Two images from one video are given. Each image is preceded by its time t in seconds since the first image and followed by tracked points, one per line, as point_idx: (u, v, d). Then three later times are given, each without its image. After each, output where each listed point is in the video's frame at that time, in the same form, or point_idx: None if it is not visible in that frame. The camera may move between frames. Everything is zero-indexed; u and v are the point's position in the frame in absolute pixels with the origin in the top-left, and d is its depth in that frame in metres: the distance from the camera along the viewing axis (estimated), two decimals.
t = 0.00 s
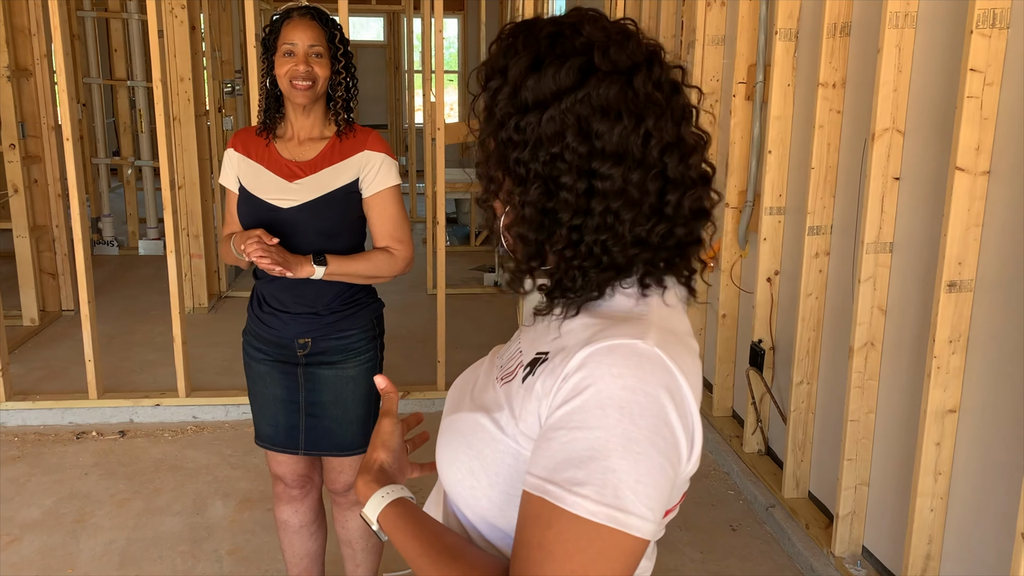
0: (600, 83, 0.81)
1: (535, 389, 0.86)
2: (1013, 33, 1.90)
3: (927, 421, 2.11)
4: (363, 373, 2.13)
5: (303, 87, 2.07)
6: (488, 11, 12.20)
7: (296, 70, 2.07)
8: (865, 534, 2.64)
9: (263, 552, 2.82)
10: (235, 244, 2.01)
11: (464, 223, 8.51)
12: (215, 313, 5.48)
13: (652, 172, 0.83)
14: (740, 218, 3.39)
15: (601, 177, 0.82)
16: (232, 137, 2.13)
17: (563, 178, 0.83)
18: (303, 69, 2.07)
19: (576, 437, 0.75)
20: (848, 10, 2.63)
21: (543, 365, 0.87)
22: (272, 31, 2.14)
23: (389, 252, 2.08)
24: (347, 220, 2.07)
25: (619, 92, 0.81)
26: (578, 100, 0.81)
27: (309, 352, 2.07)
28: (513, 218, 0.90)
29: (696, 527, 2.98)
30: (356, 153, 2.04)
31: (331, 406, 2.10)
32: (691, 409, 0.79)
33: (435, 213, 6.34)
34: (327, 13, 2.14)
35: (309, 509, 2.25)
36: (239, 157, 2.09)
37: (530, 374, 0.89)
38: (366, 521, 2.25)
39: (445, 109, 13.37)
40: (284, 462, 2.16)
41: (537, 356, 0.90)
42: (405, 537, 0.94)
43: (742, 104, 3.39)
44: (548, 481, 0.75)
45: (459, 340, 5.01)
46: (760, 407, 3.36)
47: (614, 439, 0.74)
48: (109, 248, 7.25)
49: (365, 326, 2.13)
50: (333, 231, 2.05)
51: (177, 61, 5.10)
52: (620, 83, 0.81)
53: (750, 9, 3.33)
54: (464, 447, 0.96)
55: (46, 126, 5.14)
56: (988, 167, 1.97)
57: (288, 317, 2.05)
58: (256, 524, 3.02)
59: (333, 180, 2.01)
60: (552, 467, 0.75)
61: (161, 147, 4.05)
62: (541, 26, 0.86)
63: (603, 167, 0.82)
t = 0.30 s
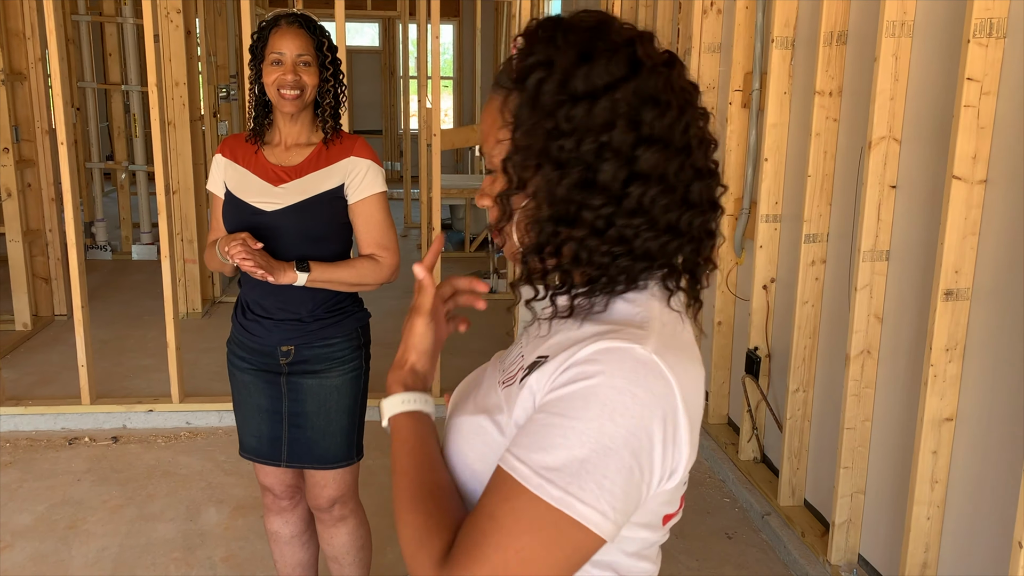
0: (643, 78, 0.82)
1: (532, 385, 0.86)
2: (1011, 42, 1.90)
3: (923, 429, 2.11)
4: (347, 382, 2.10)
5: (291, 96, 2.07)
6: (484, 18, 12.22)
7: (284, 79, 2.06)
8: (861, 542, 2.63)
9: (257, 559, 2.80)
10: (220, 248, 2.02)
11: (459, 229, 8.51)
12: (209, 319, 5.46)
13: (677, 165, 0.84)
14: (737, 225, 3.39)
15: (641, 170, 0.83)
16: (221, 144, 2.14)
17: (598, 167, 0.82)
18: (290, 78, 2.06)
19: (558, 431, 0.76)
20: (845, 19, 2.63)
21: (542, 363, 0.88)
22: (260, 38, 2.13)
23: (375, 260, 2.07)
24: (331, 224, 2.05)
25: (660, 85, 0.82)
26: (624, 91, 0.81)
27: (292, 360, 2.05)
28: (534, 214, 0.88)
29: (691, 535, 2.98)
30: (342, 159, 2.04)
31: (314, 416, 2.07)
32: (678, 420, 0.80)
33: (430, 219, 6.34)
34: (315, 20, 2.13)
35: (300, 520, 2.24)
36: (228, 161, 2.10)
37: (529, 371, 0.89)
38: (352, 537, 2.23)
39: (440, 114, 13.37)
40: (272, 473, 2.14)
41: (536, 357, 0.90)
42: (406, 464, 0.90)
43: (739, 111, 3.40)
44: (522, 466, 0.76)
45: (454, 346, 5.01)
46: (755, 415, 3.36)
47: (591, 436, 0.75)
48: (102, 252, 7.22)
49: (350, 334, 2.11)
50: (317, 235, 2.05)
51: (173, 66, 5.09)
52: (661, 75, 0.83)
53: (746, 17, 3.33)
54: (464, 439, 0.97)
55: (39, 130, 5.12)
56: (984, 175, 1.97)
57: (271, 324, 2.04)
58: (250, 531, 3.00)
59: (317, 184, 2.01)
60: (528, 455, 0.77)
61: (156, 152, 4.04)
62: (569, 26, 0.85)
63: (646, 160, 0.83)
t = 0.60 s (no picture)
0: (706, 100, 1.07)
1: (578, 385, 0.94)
2: (1008, 53, 1.92)
3: (921, 437, 2.11)
4: (332, 393, 2.09)
5: (283, 107, 2.08)
6: (481, 25, 12.24)
7: (277, 89, 2.07)
8: (858, 550, 2.63)
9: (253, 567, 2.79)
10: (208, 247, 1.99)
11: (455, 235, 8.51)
12: (205, 325, 5.45)
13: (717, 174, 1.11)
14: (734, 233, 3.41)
15: (694, 176, 1.08)
16: (213, 153, 2.14)
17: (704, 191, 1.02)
18: (283, 88, 2.08)
19: (597, 424, 0.82)
20: (843, 28, 2.64)
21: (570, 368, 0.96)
22: (253, 47, 2.13)
23: (363, 267, 2.06)
24: (321, 232, 2.05)
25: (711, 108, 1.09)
26: (694, 110, 1.05)
27: (277, 369, 2.04)
28: (600, 212, 0.99)
29: (688, 543, 2.98)
30: (331, 167, 2.04)
31: (297, 426, 2.06)
32: (716, 413, 0.85)
33: (427, 226, 6.34)
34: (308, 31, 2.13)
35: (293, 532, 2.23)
36: (220, 170, 2.10)
37: (558, 376, 0.97)
38: (337, 557, 2.18)
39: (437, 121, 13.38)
40: (263, 484, 2.13)
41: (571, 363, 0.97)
42: (451, 454, 0.90)
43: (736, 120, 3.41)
44: (562, 460, 0.81)
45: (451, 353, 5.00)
46: (752, 423, 3.37)
47: (636, 426, 0.80)
48: (97, 258, 7.21)
49: (337, 344, 2.09)
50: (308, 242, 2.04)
51: (171, 72, 5.09)
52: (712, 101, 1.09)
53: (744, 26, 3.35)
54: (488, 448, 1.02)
55: (36, 135, 5.11)
56: (982, 185, 1.98)
57: (256, 331, 2.04)
58: (246, 538, 2.99)
59: (307, 191, 2.01)
60: (569, 450, 0.81)
61: (153, 158, 4.04)
62: (643, 48, 1.03)
63: (699, 167, 1.08)
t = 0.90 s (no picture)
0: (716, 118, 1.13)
1: (625, 382, 0.96)
2: (1001, 54, 1.92)
3: (916, 437, 2.12)
4: (314, 397, 2.07)
5: (274, 116, 2.08)
6: (474, 26, 12.23)
7: (267, 99, 2.07)
8: (854, 550, 2.63)
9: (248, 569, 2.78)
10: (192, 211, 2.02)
11: (450, 236, 8.49)
12: (199, 327, 5.44)
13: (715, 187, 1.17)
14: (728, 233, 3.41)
15: (700, 187, 1.14)
16: (207, 155, 2.17)
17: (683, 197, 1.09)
18: (274, 98, 2.07)
19: (675, 418, 0.85)
20: (836, 29, 2.65)
21: (615, 369, 0.99)
22: (246, 55, 2.13)
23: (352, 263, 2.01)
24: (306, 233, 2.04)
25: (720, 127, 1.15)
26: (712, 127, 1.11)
27: (259, 371, 2.03)
28: (635, 217, 1.05)
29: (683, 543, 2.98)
30: (319, 170, 2.03)
31: (279, 430, 2.06)
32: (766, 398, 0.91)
33: (421, 227, 6.33)
34: (301, 39, 2.11)
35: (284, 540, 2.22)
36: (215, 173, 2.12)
37: (602, 376, 0.99)
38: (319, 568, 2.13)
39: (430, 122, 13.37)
40: (251, 490, 2.13)
41: (612, 364, 1.00)
42: (523, 470, 0.86)
43: (731, 121, 3.42)
44: (647, 457, 0.83)
45: (446, 354, 5.00)
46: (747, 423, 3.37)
47: (717, 418, 0.84)
48: (90, 260, 7.19)
49: (320, 347, 2.08)
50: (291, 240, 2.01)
51: (163, 74, 5.07)
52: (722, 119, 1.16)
53: (737, 26, 3.35)
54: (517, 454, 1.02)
55: (28, 138, 5.10)
56: (977, 185, 1.98)
57: (239, 333, 2.04)
58: (241, 541, 2.98)
59: (294, 194, 2.02)
60: (652, 448, 0.83)
61: (147, 160, 4.03)
62: (675, 58, 1.08)
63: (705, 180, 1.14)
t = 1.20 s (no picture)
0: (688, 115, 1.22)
1: (624, 374, 0.97)
2: (986, 43, 1.93)
3: (904, 426, 2.12)
4: (286, 396, 2.05)
5: (268, 117, 2.09)
6: (460, 20, 12.20)
7: (263, 100, 2.08)
8: (844, 540, 2.64)
9: (239, 566, 2.77)
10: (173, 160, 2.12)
11: (438, 232, 8.48)
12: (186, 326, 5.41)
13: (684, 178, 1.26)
14: (715, 225, 3.41)
15: (673, 178, 1.22)
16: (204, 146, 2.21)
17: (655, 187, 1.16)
18: (270, 99, 2.09)
19: (690, 405, 0.88)
20: (822, 20, 2.65)
21: (612, 362, 0.99)
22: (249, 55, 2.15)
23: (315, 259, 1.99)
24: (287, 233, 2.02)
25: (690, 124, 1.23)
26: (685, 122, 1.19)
27: (234, 368, 2.02)
28: (619, 204, 1.10)
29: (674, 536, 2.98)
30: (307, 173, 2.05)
31: (248, 428, 2.04)
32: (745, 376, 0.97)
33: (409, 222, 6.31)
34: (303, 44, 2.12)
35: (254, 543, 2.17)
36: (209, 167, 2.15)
37: (598, 369, 1.00)
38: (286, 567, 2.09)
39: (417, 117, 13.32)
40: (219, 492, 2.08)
41: (606, 358, 1.00)
42: (538, 481, 0.84)
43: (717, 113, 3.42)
44: (670, 445, 0.85)
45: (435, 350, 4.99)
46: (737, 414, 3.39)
47: (723, 401, 0.88)
48: (76, 260, 7.14)
49: (294, 346, 2.05)
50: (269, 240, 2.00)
51: (147, 71, 5.03)
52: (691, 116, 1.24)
53: (723, 18, 3.34)
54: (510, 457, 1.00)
55: (11, 137, 5.05)
56: (962, 174, 1.99)
57: (215, 328, 2.04)
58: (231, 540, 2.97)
59: (278, 193, 2.01)
60: (674, 435, 0.86)
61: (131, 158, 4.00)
62: (651, 53, 1.13)
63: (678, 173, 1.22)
